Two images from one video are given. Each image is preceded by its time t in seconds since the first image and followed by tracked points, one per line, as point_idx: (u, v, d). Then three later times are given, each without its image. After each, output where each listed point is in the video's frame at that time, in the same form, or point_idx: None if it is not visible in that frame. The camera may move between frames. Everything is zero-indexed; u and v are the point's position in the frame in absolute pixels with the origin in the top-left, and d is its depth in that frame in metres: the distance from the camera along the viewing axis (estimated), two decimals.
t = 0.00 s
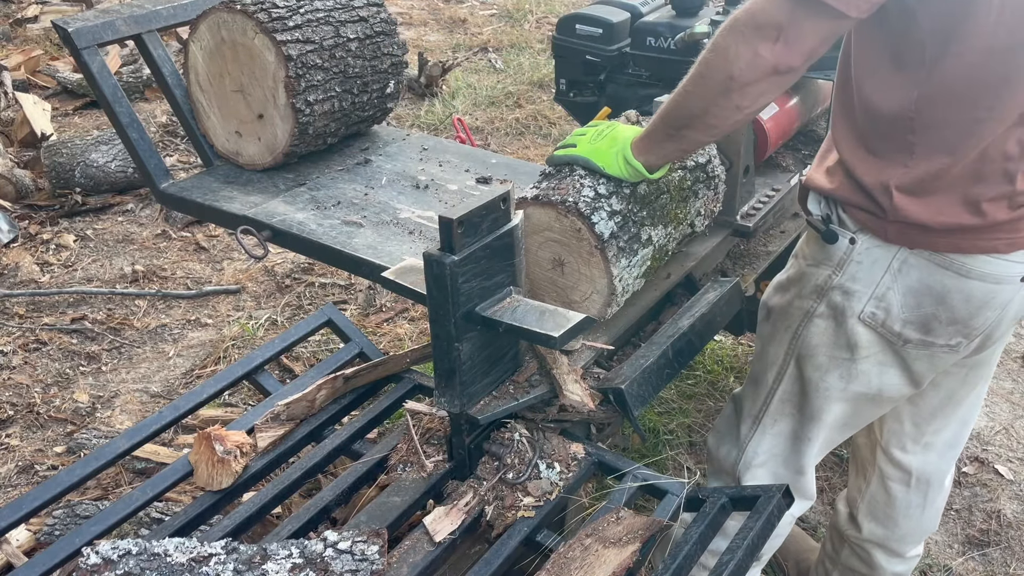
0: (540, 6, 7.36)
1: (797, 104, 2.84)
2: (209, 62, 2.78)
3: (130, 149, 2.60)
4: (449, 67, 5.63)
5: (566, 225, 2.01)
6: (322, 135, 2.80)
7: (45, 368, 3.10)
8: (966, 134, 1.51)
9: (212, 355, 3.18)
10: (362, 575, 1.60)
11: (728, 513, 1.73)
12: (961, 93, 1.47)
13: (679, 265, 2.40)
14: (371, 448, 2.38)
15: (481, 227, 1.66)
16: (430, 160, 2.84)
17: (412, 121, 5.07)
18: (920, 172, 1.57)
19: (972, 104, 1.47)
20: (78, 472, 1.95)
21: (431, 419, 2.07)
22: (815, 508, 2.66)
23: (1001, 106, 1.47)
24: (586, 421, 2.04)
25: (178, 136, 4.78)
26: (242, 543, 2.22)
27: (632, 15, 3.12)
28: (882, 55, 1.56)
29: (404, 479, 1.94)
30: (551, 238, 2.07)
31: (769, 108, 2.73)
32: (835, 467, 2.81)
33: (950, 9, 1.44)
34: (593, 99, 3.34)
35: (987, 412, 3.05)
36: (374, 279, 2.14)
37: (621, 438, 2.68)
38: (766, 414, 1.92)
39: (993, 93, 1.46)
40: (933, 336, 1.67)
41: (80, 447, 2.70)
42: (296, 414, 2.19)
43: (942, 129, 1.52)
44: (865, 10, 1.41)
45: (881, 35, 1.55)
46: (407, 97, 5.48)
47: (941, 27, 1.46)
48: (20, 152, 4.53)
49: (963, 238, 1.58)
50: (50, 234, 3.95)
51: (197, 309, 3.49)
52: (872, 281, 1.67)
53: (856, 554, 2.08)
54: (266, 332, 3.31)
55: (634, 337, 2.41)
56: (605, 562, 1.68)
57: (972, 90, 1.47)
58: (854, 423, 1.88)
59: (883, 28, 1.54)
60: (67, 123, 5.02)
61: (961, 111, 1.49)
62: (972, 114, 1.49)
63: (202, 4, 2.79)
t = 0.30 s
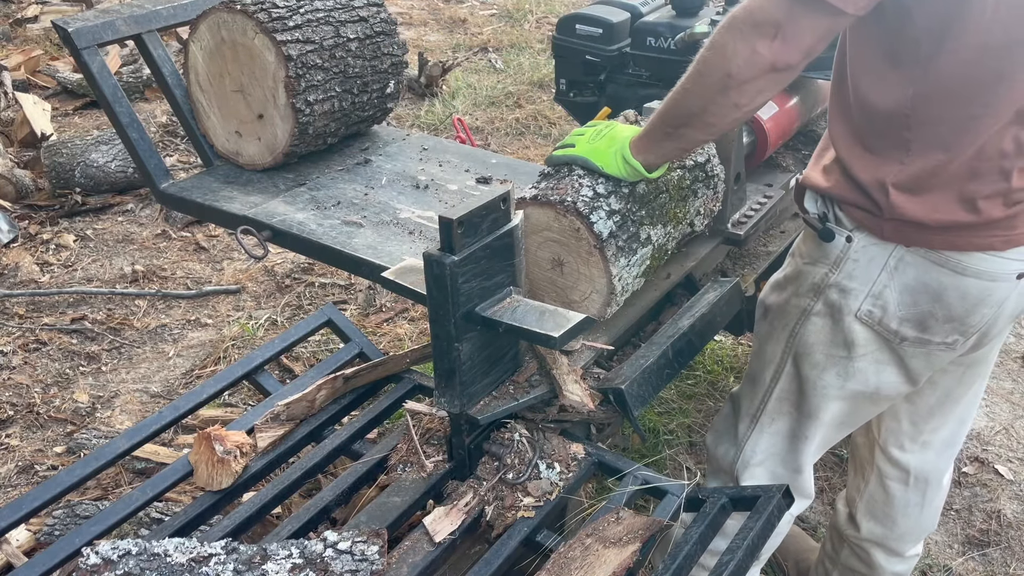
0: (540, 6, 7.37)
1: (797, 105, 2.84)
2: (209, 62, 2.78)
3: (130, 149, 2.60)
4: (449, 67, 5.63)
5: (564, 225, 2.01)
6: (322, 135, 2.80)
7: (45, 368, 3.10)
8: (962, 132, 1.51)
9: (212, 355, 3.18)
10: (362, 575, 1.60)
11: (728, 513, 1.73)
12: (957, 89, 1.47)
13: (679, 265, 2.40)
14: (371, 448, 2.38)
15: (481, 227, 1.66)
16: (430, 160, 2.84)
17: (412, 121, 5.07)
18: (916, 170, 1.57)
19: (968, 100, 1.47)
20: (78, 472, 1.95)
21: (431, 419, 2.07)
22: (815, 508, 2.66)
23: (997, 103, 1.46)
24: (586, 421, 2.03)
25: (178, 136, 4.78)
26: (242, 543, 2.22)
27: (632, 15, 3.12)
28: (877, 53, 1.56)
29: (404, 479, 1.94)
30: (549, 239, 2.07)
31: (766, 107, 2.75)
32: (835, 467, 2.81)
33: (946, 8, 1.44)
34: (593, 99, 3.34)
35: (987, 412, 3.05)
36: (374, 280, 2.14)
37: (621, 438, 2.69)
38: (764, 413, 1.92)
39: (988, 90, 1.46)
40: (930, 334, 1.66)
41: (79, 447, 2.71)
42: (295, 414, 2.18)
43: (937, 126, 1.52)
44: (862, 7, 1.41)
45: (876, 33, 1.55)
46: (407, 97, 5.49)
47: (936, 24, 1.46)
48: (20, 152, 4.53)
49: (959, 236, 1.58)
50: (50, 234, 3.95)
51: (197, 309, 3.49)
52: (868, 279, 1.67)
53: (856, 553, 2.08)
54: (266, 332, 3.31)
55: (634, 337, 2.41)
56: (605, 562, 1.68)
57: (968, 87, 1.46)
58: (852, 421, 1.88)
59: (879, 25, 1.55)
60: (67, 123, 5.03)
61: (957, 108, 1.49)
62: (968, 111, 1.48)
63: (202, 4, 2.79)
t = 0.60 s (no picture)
0: (540, 6, 7.37)
1: (797, 105, 2.84)
2: (209, 63, 2.78)
3: (130, 149, 2.60)
4: (449, 68, 5.64)
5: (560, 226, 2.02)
6: (322, 135, 2.80)
7: (45, 368, 3.10)
8: (959, 131, 1.51)
9: (212, 356, 3.18)
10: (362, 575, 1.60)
11: (728, 513, 1.73)
12: (954, 89, 1.47)
13: (679, 265, 2.40)
14: (371, 448, 2.38)
15: (481, 227, 1.66)
16: (429, 160, 2.84)
17: (412, 121, 5.07)
18: (914, 168, 1.57)
19: (965, 99, 1.47)
20: (78, 472, 1.95)
21: (431, 419, 2.07)
22: (815, 508, 2.66)
23: (995, 102, 1.46)
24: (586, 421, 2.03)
25: (178, 136, 4.78)
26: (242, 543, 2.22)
27: (632, 16, 3.12)
28: (874, 52, 1.56)
29: (404, 479, 1.94)
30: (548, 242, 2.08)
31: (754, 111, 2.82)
32: (835, 467, 2.81)
33: (944, 7, 1.44)
34: (593, 99, 3.34)
35: (987, 412, 3.05)
36: (374, 280, 2.14)
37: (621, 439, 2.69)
38: (763, 411, 1.92)
39: (986, 88, 1.45)
40: (928, 331, 1.66)
41: (80, 447, 2.71)
42: (296, 415, 2.18)
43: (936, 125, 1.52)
44: (861, 7, 1.41)
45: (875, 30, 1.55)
46: (407, 97, 5.49)
47: (934, 24, 1.45)
48: (20, 152, 4.53)
49: (957, 234, 1.58)
50: (50, 234, 3.95)
51: (196, 309, 3.49)
52: (867, 277, 1.67)
53: (856, 553, 2.08)
54: (266, 332, 3.31)
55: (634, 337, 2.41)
56: (605, 562, 1.67)
57: (965, 87, 1.46)
58: (851, 420, 1.88)
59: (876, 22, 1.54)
60: (67, 123, 5.03)
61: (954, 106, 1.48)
62: (965, 110, 1.48)
63: (202, 4, 2.79)
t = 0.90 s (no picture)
0: (540, 6, 7.36)
1: (797, 105, 2.84)
2: (209, 63, 2.78)
3: (130, 149, 2.60)
4: (449, 67, 5.63)
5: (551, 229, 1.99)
6: (322, 135, 2.80)
7: (45, 368, 3.10)
8: (958, 130, 1.51)
9: (212, 355, 3.18)
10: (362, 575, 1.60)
11: (728, 513, 1.73)
12: (954, 89, 1.47)
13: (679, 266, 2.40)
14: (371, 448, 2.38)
15: (481, 227, 1.66)
16: (429, 160, 2.84)
17: (412, 121, 5.07)
18: (914, 167, 1.57)
19: (965, 99, 1.47)
20: (78, 472, 1.95)
21: (430, 419, 2.07)
22: (815, 508, 2.66)
23: (995, 101, 1.46)
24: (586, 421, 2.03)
25: (178, 136, 4.78)
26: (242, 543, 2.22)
27: (632, 15, 3.13)
28: (871, 54, 1.57)
29: (404, 479, 1.94)
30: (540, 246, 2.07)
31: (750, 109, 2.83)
32: (835, 467, 2.81)
33: (944, 6, 1.43)
34: (593, 99, 3.34)
35: (988, 412, 3.05)
36: (374, 280, 2.14)
37: (621, 439, 2.69)
38: (763, 410, 1.92)
39: (986, 88, 1.45)
40: (928, 330, 1.66)
41: (80, 447, 2.71)
42: (296, 414, 2.18)
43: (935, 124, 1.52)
44: (859, 9, 1.41)
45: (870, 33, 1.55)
46: (407, 97, 5.49)
47: (934, 24, 1.45)
48: (20, 152, 4.53)
49: (957, 232, 1.58)
50: (50, 234, 3.95)
51: (196, 309, 3.49)
52: (866, 275, 1.67)
53: (855, 553, 2.08)
54: (266, 332, 3.31)
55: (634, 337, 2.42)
56: (604, 562, 1.67)
57: (965, 86, 1.46)
58: (851, 419, 1.88)
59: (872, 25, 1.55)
60: (67, 123, 5.03)
61: (953, 106, 1.48)
62: (964, 109, 1.48)
63: (202, 4, 2.78)
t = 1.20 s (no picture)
0: (540, 6, 7.37)
1: (797, 105, 2.85)
2: (209, 63, 2.78)
3: (130, 149, 2.60)
4: (449, 67, 5.64)
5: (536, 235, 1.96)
6: (322, 135, 2.80)
7: (45, 368, 3.10)
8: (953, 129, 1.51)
9: (212, 355, 3.18)
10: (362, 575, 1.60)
11: (728, 513, 1.73)
12: (948, 89, 1.47)
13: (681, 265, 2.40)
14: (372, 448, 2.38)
15: (481, 227, 1.66)
16: (429, 160, 2.84)
17: (412, 121, 5.07)
18: (910, 166, 1.57)
19: (959, 99, 1.47)
20: (78, 472, 1.95)
21: (431, 419, 2.07)
22: (815, 508, 2.66)
23: (989, 101, 1.46)
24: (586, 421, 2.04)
25: (178, 136, 4.78)
26: (242, 543, 2.22)
27: (632, 16, 3.14)
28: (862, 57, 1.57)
29: (404, 479, 1.94)
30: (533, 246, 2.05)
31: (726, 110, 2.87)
32: (835, 467, 2.81)
33: (938, 8, 1.43)
34: (593, 99, 3.33)
35: (988, 412, 3.05)
36: (375, 280, 2.14)
37: (621, 439, 2.69)
38: (763, 409, 1.92)
39: (980, 88, 1.45)
40: (926, 328, 1.66)
41: (80, 447, 2.71)
42: (296, 414, 2.18)
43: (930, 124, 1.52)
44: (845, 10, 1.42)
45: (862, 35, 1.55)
46: (407, 97, 5.49)
47: (928, 25, 1.45)
48: (20, 152, 4.53)
49: (954, 230, 1.57)
50: (50, 234, 3.95)
51: (196, 309, 3.49)
52: (864, 273, 1.67)
53: (855, 553, 2.08)
54: (266, 332, 3.31)
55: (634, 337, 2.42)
56: (604, 562, 1.67)
57: (960, 86, 1.46)
58: (851, 418, 1.88)
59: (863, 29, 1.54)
60: (67, 123, 5.03)
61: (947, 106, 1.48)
62: (959, 109, 1.48)
63: (202, 4, 2.78)
